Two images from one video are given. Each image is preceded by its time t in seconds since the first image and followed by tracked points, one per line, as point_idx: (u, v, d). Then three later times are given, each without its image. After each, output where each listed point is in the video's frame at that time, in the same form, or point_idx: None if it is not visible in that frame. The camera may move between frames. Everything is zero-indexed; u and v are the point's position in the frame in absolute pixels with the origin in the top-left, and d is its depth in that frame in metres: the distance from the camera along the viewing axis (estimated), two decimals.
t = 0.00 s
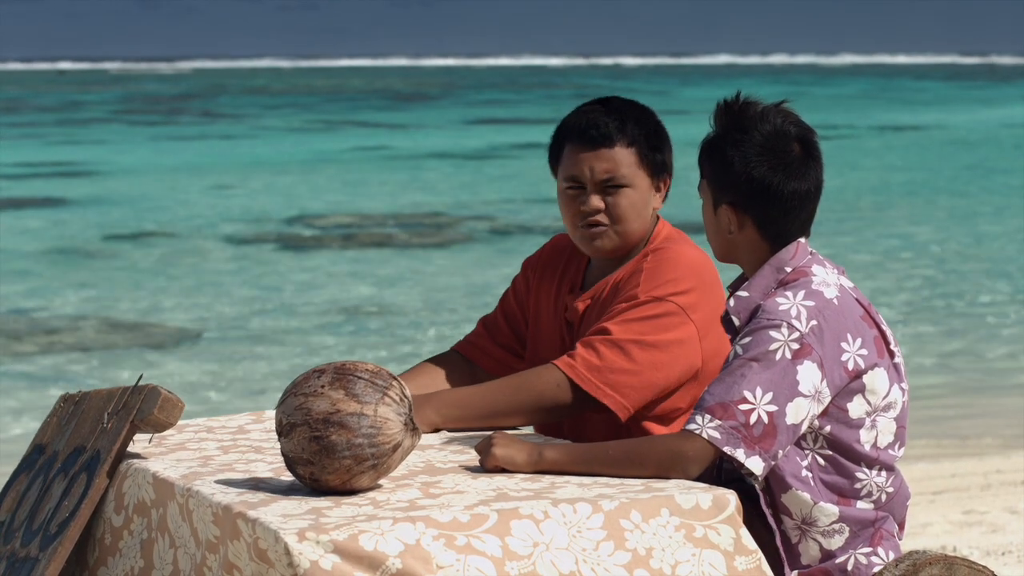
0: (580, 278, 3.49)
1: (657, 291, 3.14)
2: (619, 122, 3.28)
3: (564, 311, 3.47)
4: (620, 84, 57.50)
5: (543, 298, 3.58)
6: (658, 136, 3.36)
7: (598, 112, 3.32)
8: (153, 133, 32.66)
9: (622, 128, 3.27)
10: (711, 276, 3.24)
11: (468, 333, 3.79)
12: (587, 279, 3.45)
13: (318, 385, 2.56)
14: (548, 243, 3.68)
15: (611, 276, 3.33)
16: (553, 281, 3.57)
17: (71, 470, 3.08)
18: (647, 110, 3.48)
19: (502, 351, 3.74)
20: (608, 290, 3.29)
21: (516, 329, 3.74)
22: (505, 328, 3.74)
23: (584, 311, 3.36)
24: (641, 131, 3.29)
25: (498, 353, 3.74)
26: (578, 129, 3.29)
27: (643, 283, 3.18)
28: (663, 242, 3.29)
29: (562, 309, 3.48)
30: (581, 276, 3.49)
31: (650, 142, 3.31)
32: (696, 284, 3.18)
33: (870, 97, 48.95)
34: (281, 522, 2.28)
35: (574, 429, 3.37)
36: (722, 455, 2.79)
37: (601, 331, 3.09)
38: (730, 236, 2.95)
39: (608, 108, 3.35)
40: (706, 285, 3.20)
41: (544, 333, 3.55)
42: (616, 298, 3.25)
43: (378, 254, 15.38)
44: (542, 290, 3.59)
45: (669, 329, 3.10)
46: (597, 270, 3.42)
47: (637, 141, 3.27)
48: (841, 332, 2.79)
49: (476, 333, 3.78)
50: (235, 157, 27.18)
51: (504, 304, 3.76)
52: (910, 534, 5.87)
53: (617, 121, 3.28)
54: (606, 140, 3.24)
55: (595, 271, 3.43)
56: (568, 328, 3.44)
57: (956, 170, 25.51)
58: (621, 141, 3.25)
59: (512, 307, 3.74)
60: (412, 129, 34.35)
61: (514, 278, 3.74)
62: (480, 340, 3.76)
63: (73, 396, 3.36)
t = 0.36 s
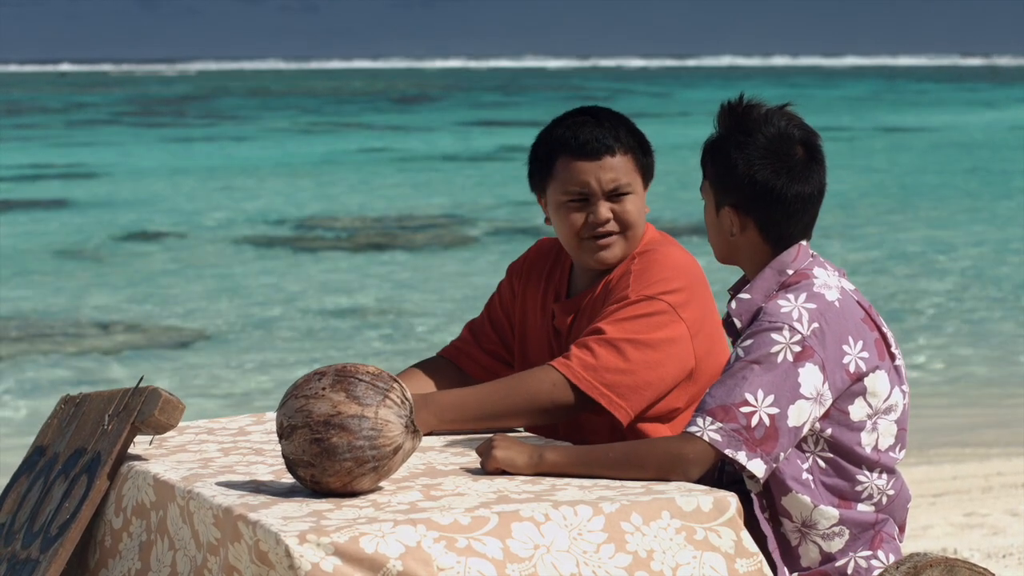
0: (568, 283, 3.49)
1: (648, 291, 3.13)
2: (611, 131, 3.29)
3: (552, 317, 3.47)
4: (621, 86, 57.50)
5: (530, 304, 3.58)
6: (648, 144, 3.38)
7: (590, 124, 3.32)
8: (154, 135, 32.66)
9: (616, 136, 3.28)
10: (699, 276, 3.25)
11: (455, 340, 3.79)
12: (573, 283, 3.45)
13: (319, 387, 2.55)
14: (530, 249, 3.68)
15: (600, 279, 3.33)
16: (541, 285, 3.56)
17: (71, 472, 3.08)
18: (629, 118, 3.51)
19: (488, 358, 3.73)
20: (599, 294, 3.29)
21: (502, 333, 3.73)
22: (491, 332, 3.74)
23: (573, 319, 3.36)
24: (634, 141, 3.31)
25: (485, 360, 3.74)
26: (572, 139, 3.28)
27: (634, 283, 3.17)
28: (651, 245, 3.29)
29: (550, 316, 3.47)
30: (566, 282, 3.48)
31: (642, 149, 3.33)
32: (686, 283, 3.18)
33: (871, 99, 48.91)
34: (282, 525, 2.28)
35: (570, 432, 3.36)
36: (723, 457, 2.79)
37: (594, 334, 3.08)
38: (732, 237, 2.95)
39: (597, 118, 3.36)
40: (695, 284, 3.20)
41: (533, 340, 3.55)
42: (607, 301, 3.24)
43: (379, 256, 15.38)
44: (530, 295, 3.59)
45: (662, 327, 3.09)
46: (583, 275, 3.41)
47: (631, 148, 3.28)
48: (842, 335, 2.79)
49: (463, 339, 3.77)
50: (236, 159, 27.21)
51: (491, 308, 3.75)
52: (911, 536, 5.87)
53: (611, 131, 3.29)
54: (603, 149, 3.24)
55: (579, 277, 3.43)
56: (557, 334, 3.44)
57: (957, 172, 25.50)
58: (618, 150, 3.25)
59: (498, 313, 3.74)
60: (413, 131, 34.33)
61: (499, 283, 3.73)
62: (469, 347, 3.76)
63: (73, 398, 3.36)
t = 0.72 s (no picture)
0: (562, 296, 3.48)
1: (646, 308, 3.13)
2: (604, 141, 3.31)
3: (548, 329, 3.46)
4: (622, 90, 57.55)
5: (527, 315, 3.58)
6: (638, 155, 3.41)
7: (581, 135, 3.33)
8: (155, 138, 32.70)
9: (608, 147, 3.30)
10: (696, 289, 3.24)
11: (451, 350, 3.78)
12: (568, 295, 3.44)
13: (320, 390, 2.56)
14: (525, 260, 3.68)
15: (596, 292, 3.33)
16: (537, 296, 3.56)
17: (72, 475, 3.09)
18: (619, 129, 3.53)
19: (486, 369, 3.72)
20: (595, 308, 3.28)
21: (499, 344, 3.72)
22: (488, 342, 3.73)
23: (570, 330, 3.34)
24: (625, 151, 3.33)
25: (483, 370, 3.72)
26: (564, 151, 3.29)
27: (632, 300, 3.17)
28: (647, 257, 3.29)
29: (546, 328, 3.47)
30: (560, 295, 3.47)
31: (634, 160, 3.35)
32: (681, 296, 3.18)
33: (872, 103, 48.95)
34: (283, 527, 2.28)
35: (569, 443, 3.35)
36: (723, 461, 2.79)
37: (594, 353, 3.07)
38: (734, 243, 2.95)
39: (589, 129, 3.37)
40: (692, 299, 3.20)
41: (532, 352, 3.54)
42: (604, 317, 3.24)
43: (379, 260, 15.39)
44: (527, 307, 3.58)
45: (662, 344, 3.08)
46: (576, 289, 3.41)
47: (622, 159, 3.31)
48: (843, 339, 2.79)
49: (459, 349, 3.75)
50: (236, 162, 27.22)
51: (487, 319, 3.74)
52: (911, 541, 5.86)
53: (603, 142, 3.31)
54: (596, 160, 3.26)
55: (575, 288, 3.42)
56: (554, 346, 3.42)
57: (958, 177, 25.51)
58: (610, 161, 3.28)
59: (496, 323, 3.72)
60: (414, 135, 34.36)
61: (495, 292, 3.72)
62: (465, 358, 3.74)
63: (74, 401, 3.36)
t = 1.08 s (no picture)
0: (565, 299, 3.48)
1: (649, 317, 3.13)
2: (601, 140, 3.27)
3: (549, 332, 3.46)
4: (621, 94, 57.57)
5: (528, 319, 3.58)
6: (640, 151, 3.37)
7: (579, 131, 3.31)
8: (155, 141, 32.73)
9: (604, 146, 3.27)
10: (698, 296, 3.25)
11: (453, 353, 3.78)
12: (571, 299, 3.45)
13: (321, 393, 2.55)
14: (526, 262, 3.67)
15: (596, 296, 3.33)
16: (538, 299, 3.56)
17: (72, 478, 3.09)
18: (622, 122, 3.49)
19: (486, 371, 3.72)
20: (596, 313, 3.29)
21: (499, 348, 3.72)
22: (487, 346, 3.72)
23: (570, 333, 3.35)
24: (624, 150, 3.30)
25: (483, 373, 3.73)
26: (560, 149, 3.27)
27: (635, 307, 3.17)
28: (650, 262, 3.29)
29: (547, 331, 3.47)
30: (564, 297, 3.48)
31: (634, 159, 3.32)
32: (685, 306, 3.18)
33: (873, 107, 49.00)
34: (283, 529, 2.28)
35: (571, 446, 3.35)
36: (722, 464, 2.79)
37: (596, 360, 3.08)
38: (732, 246, 2.96)
39: (588, 126, 3.34)
40: (694, 306, 3.20)
41: (533, 354, 3.54)
42: (606, 324, 3.24)
43: (379, 262, 15.40)
44: (528, 311, 3.58)
45: (664, 355, 3.09)
46: (580, 292, 3.41)
47: (619, 158, 3.27)
48: (843, 342, 2.80)
49: (459, 353, 3.76)
50: (237, 165, 27.24)
51: (487, 323, 3.73)
52: (911, 545, 5.86)
53: (600, 140, 3.27)
54: (591, 159, 3.24)
55: (578, 291, 3.43)
56: (556, 351, 3.43)
57: (957, 181, 25.52)
58: (606, 160, 3.25)
59: (496, 327, 3.72)
60: (414, 138, 34.38)
61: (495, 295, 3.72)
62: (466, 362, 3.74)
63: (74, 404, 3.36)
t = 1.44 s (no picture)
0: (564, 304, 3.49)
1: (649, 321, 3.14)
2: (588, 145, 3.28)
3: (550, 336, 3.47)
4: (622, 96, 57.57)
5: (527, 325, 3.59)
6: (632, 159, 3.35)
7: (569, 136, 3.32)
8: (156, 143, 32.74)
9: (591, 151, 3.27)
10: (697, 301, 3.25)
11: (453, 356, 3.78)
12: (572, 304, 3.45)
13: (321, 395, 2.55)
14: (526, 268, 3.67)
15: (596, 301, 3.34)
16: (538, 304, 3.56)
17: (72, 481, 3.09)
18: (626, 129, 3.47)
19: (487, 375, 3.72)
20: (594, 317, 3.30)
21: (499, 353, 3.72)
22: (487, 351, 3.73)
23: (570, 339, 3.36)
24: (612, 155, 3.30)
25: (483, 377, 3.73)
26: (548, 153, 3.29)
27: (635, 311, 3.18)
28: (650, 267, 3.30)
29: (548, 335, 3.48)
30: (565, 302, 3.48)
31: (621, 165, 3.30)
32: (685, 311, 3.19)
33: (873, 109, 49.01)
34: (283, 531, 2.28)
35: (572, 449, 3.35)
36: (721, 468, 2.79)
37: (595, 363, 3.08)
38: (731, 250, 2.96)
39: (582, 131, 3.35)
40: (693, 311, 3.21)
41: (533, 358, 3.55)
42: (605, 328, 3.24)
43: (379, 265, 15.40)
44: (528, 315, 3.58)
45: (664, 359, 3.11)
46: (579, 297, 3.42)
47: (605, 164, 3.27)
48: (843, 345, 2.80)
49: (460, 357, 3.76)
50: (237, 168, 27.24)
51: (487, 327, 3.73)
52: (911, 548, 5.86)
53: (587, 144, 3.28)
54: (574, 163, 3.25)
55: (578, 296, 3.43)
56: (557, 356, 3.44)
57: (958, 183, 25.53)
58: (590, 165, 3.25)
59: (495, 331, 3.71)
60: (414, 141, 34.39)
61: (495, 300, 3.72)
62: (466, 367, 3.74)
63: (74, 407, 3.36)
